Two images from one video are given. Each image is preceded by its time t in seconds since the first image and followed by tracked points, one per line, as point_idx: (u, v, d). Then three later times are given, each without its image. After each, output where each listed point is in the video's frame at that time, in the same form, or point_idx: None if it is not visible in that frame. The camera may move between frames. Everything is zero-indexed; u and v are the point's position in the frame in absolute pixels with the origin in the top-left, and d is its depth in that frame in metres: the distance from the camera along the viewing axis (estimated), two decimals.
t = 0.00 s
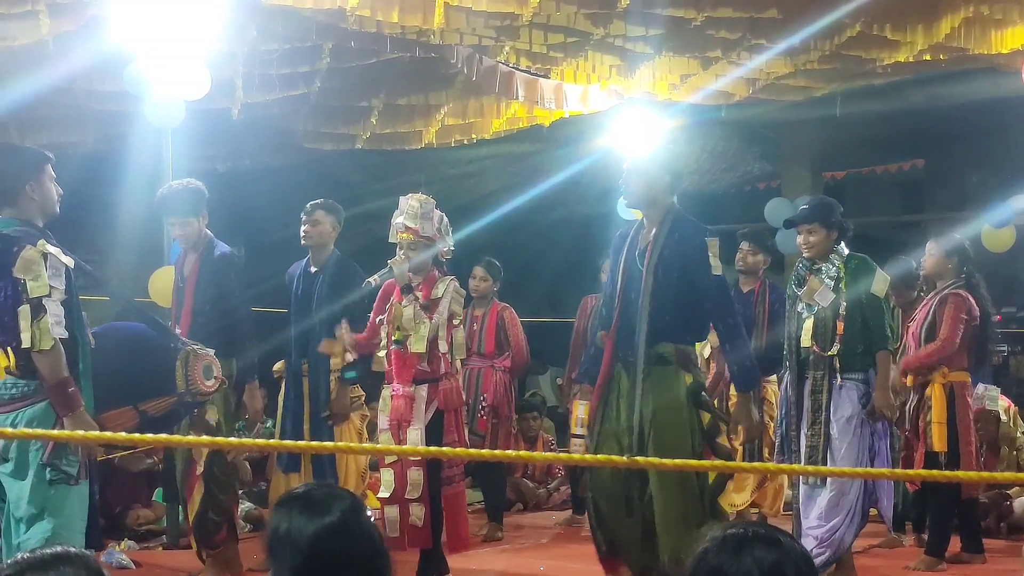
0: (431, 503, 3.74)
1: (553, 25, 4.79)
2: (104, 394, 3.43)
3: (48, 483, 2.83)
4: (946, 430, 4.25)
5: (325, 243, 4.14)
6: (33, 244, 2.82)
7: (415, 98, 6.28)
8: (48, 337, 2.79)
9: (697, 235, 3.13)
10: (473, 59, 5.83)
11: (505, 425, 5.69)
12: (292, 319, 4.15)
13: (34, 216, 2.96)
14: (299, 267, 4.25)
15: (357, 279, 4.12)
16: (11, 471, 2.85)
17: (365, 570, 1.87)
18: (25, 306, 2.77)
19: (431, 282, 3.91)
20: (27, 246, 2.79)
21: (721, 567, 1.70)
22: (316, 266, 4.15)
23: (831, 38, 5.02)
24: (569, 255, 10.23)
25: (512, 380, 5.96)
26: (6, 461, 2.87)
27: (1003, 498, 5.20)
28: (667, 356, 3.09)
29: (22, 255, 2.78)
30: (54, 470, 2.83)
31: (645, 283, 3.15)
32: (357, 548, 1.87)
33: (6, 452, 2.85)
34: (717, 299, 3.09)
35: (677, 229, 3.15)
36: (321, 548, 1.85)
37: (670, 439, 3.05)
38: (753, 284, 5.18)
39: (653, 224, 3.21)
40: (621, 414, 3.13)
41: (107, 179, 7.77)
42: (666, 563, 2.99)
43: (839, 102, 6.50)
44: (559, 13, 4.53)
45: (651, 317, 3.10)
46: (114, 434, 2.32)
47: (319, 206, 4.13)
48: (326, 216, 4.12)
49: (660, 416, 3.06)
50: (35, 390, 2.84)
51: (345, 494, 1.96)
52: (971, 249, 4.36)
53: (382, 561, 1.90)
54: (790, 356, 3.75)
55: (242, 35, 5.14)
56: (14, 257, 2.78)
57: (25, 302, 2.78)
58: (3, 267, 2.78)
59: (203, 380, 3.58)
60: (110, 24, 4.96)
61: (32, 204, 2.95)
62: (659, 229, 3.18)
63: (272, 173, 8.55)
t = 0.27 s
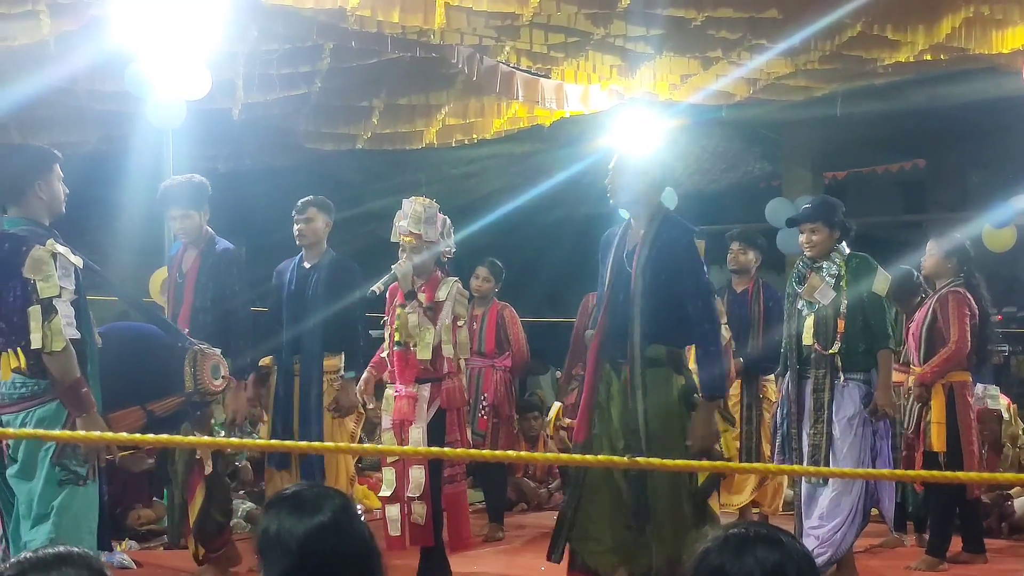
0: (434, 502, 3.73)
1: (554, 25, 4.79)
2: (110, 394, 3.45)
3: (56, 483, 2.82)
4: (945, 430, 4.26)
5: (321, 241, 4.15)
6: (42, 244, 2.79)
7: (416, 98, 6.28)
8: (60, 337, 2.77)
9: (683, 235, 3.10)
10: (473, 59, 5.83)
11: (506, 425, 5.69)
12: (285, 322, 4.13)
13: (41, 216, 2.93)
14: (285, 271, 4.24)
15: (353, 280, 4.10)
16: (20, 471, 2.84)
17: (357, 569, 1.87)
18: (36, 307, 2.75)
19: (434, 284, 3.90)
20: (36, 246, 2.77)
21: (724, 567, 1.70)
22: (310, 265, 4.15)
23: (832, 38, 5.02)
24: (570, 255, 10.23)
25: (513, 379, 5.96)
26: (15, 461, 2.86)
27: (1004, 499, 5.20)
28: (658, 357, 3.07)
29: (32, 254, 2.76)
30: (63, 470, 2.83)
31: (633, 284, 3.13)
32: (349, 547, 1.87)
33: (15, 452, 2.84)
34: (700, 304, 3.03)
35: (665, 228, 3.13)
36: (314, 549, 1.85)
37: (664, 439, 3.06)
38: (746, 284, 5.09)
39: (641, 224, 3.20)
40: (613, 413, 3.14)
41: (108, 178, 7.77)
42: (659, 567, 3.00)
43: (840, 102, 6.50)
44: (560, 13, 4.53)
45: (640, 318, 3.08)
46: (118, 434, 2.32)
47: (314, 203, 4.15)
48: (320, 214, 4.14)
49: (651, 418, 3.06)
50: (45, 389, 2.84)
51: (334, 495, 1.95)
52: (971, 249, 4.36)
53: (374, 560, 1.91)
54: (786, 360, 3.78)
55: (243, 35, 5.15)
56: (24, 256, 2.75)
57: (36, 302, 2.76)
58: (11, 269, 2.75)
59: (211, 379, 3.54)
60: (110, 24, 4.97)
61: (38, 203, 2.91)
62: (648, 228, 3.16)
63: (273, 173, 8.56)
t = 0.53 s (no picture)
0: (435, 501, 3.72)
1: (554, 26, 4.80)
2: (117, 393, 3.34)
3: (66, 485, 2.78)
4: (949, 431, 4.26)
5: (320, 241, 4.17)
6: (50, 244, 2.75)
7: (416, 98, 6.28)
8: (73, 337, 2.74)
9: (645, 243, 3.07)
10: (474, 60, 5.84)
11: (506, 426, 5.69)
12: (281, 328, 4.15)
13: (47, 217, 2.87)
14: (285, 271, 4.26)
15: (353, 279, 4.11)
16: (29, 472, 2.78)
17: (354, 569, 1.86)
18: (47, 306, 2.70)
19: (439, 286, 3.90)
20: (46, 246, 2.73)
21: (723, 568, 1.71)
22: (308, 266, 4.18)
23: (832, 38, 5.02)
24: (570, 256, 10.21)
25: (513, 380, 5.96)
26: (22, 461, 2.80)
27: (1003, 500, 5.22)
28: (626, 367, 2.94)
29: (41, 255, 2.72)
30: (72, 473, 2.78)
31: (601, 293, 3.06)
32: (347, 546, 1.87)
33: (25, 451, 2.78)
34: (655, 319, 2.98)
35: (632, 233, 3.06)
36: (309, 548, 1.85)
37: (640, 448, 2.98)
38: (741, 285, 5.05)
39: (609, 230, 3.13)
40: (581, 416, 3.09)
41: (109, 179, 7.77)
42: None
43: (840, 103, 6.51)
44: (560, 14, 4.53)
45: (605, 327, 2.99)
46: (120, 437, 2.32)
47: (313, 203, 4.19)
48: (318, 214, 4.17)
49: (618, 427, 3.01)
50: (58, 390, 2.77)
51: (329, 496, 1.96)
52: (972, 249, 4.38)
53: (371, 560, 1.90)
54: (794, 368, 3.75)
55: (244, 36, 5.15)
56: (31, 259, 2.70)
57: (48, 302, 2.71)
58: (21, 271, 2.69)
59: (219, 380, 3.48)
60: (111, 25, 4.97)
61: (44, 204, 2.86)
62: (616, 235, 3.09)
63: (273, 174, 8.57)
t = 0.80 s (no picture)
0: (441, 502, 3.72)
1: (553, 28, 4.80)
2: (118, 394, 3.27)
3: (71, 488, 2.77)
4: (950, 434, 4.26)
5: (323, 243, 4.20)
6: (56, 243, 2.75)
7: (415, 100, 6.28)
8: (83, 335, 2.72)
9: (614, 240, 3.12)
10: (472, 62, 5.84)
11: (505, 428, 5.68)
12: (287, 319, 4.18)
13: (48, 215, 2.86)
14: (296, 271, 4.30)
15: (354, 279, 4.12)
16: (34, 472, 2.79)
17: (349, 570, 1.86)
18: (57, 306, 2.69)
19: (445, 290, 3.90)
20: (53, 245, 2.73)
21: (720, 570, 1.70)
22: (312, 267, 4.23)
23: (831, 41, 5.03)
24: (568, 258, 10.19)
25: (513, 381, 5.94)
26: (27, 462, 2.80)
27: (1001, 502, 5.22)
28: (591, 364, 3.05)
29: (48, 253, 2.71)
30: (78, 475, 2.78)
31: (572, 291, 3.11)
32: (342, 547, 1.86)
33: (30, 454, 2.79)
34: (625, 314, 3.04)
35: (600, 234, 3.12)
36: (305, 549, 1.84)
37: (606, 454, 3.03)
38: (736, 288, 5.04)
39: (577, 230, 3.19)
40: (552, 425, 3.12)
41: (107, 181, 7.76)
42: None
43: (838, 105, 6.51)
44: (559, 16, 4.53)
45: (578, 324, 3.07)
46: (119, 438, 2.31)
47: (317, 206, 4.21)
48: (322, 217, 4.19)
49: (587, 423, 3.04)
50: (66, 390, 2.81)
51: (324, 497, 1.96)
52: (972, 251, 4.38)
53: (366, 561, 1.89)
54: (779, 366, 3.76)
55: (242, 37, 5.15)
56: (40, 256, 2.70)
57: (57, 302, 2.70)
58: (30, 269, 2.68)
59: (222, 378, 3.46)
60: (110, 27, 4.96)
61: (45, 203, 2.85)
62: (583, 234, 3.15)
63: (271, 176, 8.56)
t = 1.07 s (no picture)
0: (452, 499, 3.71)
1: (554, 29, 4.81)
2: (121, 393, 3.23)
3: (76, 492, 2.79)
4: (952, 435, 4.26)
5: (329, 244, 4.19)
6: (63, 244, 2.74)
7: (416, 101, 6.28)
8: (93, 337, 2.73)
9: (599, 236, 3.12)
10: (473, 63, 5.85)
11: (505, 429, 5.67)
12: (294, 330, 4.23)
13: (52, 215, 2.85)
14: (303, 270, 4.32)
15: (360, 281, 4.13)
16: (36, 477, 2.77)
17: (349, 569, 1.86)
18: (66, 308, 2.70)
19: (455, 293, 3.88)
20: (60, 246, 2.72)
21: (719, 569, 1.70)
22: (320, 268, 4.23)
23: (831, 41, 5.02)
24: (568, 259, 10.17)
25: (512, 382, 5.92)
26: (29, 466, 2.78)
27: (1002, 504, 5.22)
28: (581, 362, 3.06)
29: (55, 254, 2.71)
30: (84, 479, 2.79)
31: (557, 290, 3.12)
32: (339, 548, 1.86)
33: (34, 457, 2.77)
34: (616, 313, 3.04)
35: (582, 231, 3.13)
36: (306, 550, 1.84)
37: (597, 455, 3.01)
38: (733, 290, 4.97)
39: (560, 229, 3.20)
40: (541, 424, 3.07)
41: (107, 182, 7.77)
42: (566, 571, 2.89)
43: (838, 106, 6.52)
44: (559, 17, 4.53)
45: (562, 321, 3.09)
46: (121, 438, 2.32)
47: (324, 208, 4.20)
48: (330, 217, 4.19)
49: (571, 419, 3.01)
50: (70, 392, 2.83)
51: (324, 498, 1.96)
52: (971, 251, 4.38)
53: (365, 559, 1.89)
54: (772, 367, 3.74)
55: (242, 38, 5.15)
56: (47, 257, 2.69)
57: (65, 304, 2.70)
58: (38, 270, 2.67)
59: (222, 380, 3.49)
60: (110, 27, 4.96)
61: (49, 202, 2.84)
62: (567, 232, 3.16)
63: (272, 176, 8.56)
